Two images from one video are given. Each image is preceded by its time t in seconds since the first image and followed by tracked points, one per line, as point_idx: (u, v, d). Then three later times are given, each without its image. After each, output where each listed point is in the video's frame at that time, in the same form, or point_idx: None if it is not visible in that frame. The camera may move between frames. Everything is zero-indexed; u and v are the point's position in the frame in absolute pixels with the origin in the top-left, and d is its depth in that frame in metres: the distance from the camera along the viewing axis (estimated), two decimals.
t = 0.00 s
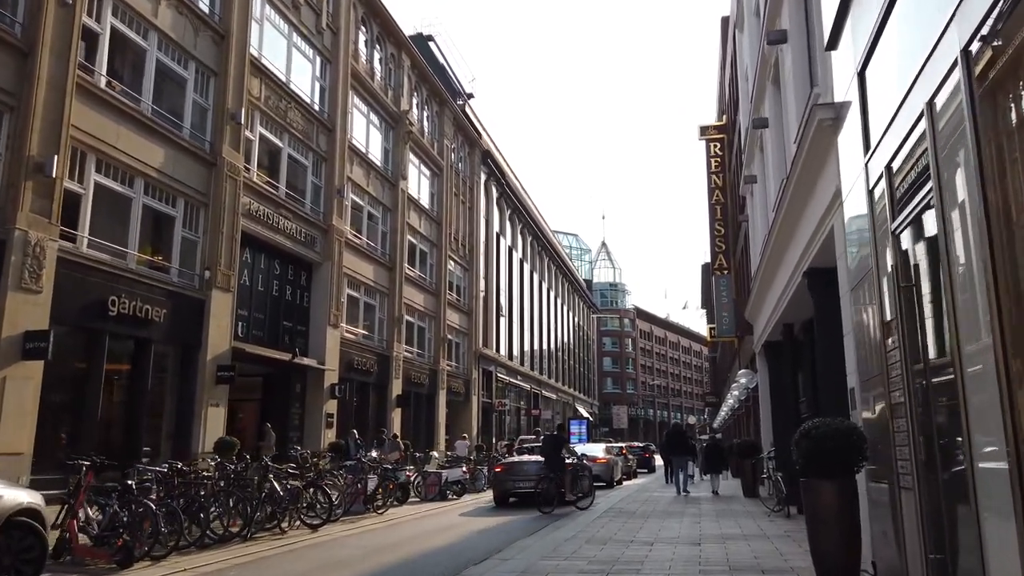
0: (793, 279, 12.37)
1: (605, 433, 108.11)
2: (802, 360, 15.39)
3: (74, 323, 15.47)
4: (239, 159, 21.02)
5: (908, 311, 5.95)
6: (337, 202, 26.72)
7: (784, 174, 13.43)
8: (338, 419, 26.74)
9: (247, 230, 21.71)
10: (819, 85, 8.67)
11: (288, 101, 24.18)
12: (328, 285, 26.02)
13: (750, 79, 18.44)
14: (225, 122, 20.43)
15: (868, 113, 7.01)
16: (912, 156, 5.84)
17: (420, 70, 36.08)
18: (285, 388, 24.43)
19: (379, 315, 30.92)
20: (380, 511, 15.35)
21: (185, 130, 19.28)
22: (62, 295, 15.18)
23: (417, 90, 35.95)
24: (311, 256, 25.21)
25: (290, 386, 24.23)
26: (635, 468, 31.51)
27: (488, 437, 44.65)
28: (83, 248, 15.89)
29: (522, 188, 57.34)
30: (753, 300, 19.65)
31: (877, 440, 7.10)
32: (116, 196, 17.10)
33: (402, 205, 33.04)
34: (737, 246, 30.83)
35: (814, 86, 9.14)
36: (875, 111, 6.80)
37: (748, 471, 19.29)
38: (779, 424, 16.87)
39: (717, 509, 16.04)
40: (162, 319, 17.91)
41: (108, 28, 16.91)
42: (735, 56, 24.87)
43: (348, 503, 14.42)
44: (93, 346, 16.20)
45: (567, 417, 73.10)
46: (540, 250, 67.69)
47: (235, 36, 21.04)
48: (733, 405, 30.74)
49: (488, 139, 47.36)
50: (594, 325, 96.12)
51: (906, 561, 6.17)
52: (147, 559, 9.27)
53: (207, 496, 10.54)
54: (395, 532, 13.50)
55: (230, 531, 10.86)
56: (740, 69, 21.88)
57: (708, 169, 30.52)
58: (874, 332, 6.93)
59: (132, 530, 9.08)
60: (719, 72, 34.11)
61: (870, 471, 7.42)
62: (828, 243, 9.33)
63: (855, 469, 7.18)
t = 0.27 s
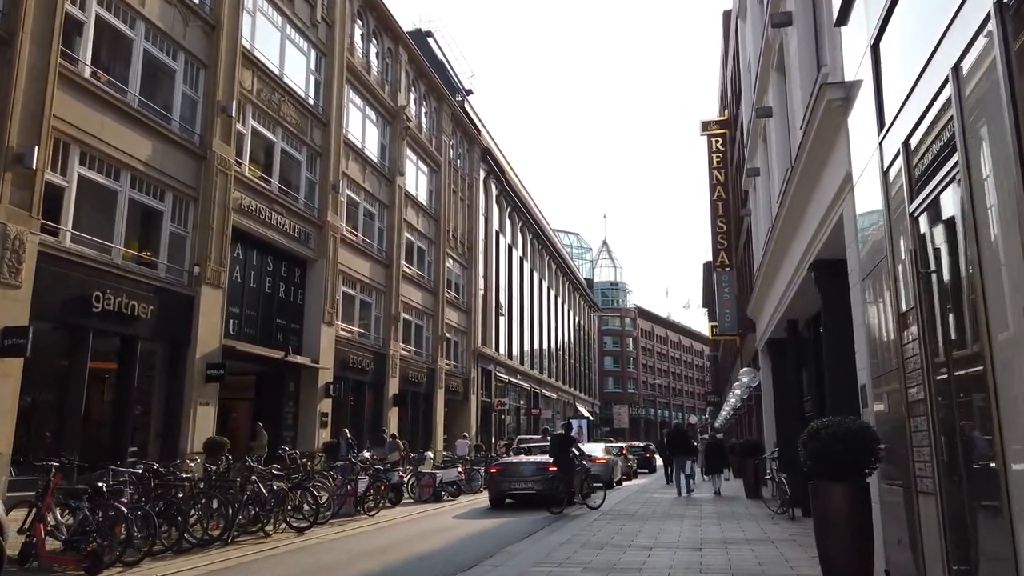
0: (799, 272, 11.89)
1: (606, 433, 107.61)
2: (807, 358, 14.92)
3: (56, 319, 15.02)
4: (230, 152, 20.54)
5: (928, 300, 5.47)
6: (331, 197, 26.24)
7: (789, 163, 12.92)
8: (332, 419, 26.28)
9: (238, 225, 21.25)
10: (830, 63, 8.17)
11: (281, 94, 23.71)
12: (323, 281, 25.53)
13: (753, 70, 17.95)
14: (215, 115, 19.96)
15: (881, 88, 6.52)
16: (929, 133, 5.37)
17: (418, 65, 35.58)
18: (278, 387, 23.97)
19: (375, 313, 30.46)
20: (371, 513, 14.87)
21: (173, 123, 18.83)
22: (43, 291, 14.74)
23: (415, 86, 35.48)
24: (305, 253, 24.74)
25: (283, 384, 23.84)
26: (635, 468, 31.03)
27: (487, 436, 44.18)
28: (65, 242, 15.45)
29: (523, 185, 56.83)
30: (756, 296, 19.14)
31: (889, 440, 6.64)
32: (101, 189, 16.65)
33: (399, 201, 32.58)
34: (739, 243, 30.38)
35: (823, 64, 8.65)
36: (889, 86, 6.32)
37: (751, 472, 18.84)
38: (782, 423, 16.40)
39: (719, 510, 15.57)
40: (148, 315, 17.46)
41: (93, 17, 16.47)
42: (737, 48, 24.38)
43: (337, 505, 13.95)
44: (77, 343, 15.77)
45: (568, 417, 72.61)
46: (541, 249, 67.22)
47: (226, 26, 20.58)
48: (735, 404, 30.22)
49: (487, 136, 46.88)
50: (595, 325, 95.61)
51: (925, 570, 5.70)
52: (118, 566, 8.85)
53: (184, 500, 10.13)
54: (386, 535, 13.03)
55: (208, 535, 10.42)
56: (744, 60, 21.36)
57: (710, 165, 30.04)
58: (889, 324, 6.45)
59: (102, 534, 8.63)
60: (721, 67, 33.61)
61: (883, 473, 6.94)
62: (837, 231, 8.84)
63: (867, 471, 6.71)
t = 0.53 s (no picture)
0: (805, 262, 11.41)
1: (607, 431, 107.17)
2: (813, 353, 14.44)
3: (38, 313, 14.58)
4: (220, 143, 20.07)
5: (954, 282, 4.99)
6: (326, 191, 25.78)
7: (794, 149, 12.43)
8: (328, 417, 25.83)
9: (230, 219, 20.79)
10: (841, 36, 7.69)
11: (274, 85, 23.25)
12: (317, 277, 25.07)
13: (756, 57, 17.48)
14: (205, 105, 19.51)
15: (897, 56, 6.04)
16: (955, 98, 4.90)
17: (415, 59, 35.12)
18: (271, 384, 23.51)
19: (372, 309, 30.00)
20: (362, 513, 14.41)
21: (161, 112, 18.37)
22: (24, 283, 14.31)
23: (412, 79, 35.01)
24: (299, 247, 24.28)
25: (277, 381, 23.39)
26: (636, 467, 30.56)
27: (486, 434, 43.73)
28: (47, 233, 15.01)
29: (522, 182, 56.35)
30: (759, 291, 18.65)
31: (906, 436, 6.16)
32: (84, 180, 16.21)
33: (397, 196, 32.10)
34: (742, 238, 29.90)
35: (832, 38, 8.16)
36: (906, 52, 5.85)
37: (754, 470, 18.37)
38: (787, 420, 15.93)
39: (722, 510, 15.09)
40: (134, 309, 17.01)
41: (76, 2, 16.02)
42: (739, 39, 23.90)
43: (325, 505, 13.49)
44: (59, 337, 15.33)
45: (568, 415, 72.16)
46: (541, 246, 66.72)
47: (216, 15, 20.12)
48: (737, 402, 29.77)
49: (486, 131, 46.42)
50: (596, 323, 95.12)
51: None
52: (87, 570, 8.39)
53: (162, 500, 9.66)
54: (376, 535, 12.57)
55: (187, 537, 9.96)
56: (745, 49, 20.87)
57: (712, 159, 29.56)
58: (906, 311, 5.97)
59: (71, 538, 8.16)
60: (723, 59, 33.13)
61: (899, 472, 6.46)
62: (846, 216, 8.36)
63: (880, 470, 6.25)
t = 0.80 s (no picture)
0: (814, 254, 10.94)
1: (610, 431, 106.66)
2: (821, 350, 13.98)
3: (21, 309, 14.17)
4: (212, 137, 19.63)
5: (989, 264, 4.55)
6: (323, 187, 25.35)
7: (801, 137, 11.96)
8: (324, 417, 25.41)
9: (223, 214, 20.37)
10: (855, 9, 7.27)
11: (269, 79, 22.83)
12: (313, 274, 24.63)
13: (761, 47, 17.03)
14: (196, 98, 19.08)
15: (915, 25, 5.62)
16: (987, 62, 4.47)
17: (414, 54, 34.68)
18: (266, 383, 23.08)
19: (370, 307, 29.57)
20: (353, 516, 13.95)
21: (150, 105, 17.95)
22: (7, 278, 13.90)
23: (411, 75, 34.58)
24: (295, 244, 23.85)
25: (272, 380, 22.97)
26: (638, 468, 30.10)
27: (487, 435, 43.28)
28: (31, 228, 14.61)
29: (523, 180, 55.90)
30: (764, 287, 18.18)
31: (928, 435, 5.71)
32: (70, 173, 15.81)
33: (395, 193, 31.66)
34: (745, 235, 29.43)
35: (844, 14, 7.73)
36: (926, 18, 5.43)
37: (759, 471, 17.92)
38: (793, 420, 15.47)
39: (725, 513, 14.64)
40: (123, 306, 16.57)
41: None
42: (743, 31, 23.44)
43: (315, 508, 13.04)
44: (45, 335, 14.92)
45: (570, 415, 71.68)
46: (542, 245, 66.24)
47: (208, 6, 19.70)
48: (741, 402, 29.28)
49: (487, 128, 45.97)
50: (598, 322, 94.63)
51: None
52: None
53: (140, 503, 9.23)
54: (368, 539, 12.14)
55: (167, 542, 9.54)
56: (750, 40, 20.39)
57: (715, 155, 29.08)
58: (927, 299, 5.56)
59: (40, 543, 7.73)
60: (726, 54, 32.65)
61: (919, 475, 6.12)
62: (859, 201, 7.89)
63: (901, 473, 5.89)
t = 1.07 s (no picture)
0: (825, 244, 10.49)
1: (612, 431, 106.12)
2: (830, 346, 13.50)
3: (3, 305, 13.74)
4: (204, 130, 19.15)
5: None
6: (319, 183, 24.90)
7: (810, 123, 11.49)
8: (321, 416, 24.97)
9: (215, 209, 19.93)
10: None
11: (263, 72, 22.39)
12: (309, 271, 24.18)
13: (766, 36, 16.55)
14: (187, 89, 18.64)
15: None
16: None
17: (413, 49, 34.21)
18: (260, 382, 22.64)
19: (367, 305, 29.12)
20: (345, 518, 13.50)
21: (139, 97, 17.51)
22: None
23: (410, 70, 34.13)
24: (290, 240, 23.40)
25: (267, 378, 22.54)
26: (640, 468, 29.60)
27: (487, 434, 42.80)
28: (13, 221, 14.19)
29: (525, 178, 55.42)
30: (769, 283, 17.68)
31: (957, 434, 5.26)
32: (54, 166, 15.39)
33: (394, 189, 31.20)
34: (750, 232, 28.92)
35: None
36: None
37: (764, 472, 17.42)
38: (800, 420, 14.99)
39: (730, 515, 14.16)
40: (110, 303, 16.12)
41: None
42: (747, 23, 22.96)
43: (304, 510, 12.60)
44: (28, 331, 14.49)
45: (572, 415, 71.16)
46: (544, 244, 65.75)
47: None
48: (745, 401, 28.77)
49: (487, 125, 45.51)
50: (600, 321, 94.10)
51: None
52: None
53: (115, 506, 8.80)
54: (359, 542, 11.68)
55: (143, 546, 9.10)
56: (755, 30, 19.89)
57: (718, 150, 28.58)
58: (957, 281, 5.24)
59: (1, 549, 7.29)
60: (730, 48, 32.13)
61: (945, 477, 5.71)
62: (876, 183, 7.45)
63: (925, 476, 5.62)
